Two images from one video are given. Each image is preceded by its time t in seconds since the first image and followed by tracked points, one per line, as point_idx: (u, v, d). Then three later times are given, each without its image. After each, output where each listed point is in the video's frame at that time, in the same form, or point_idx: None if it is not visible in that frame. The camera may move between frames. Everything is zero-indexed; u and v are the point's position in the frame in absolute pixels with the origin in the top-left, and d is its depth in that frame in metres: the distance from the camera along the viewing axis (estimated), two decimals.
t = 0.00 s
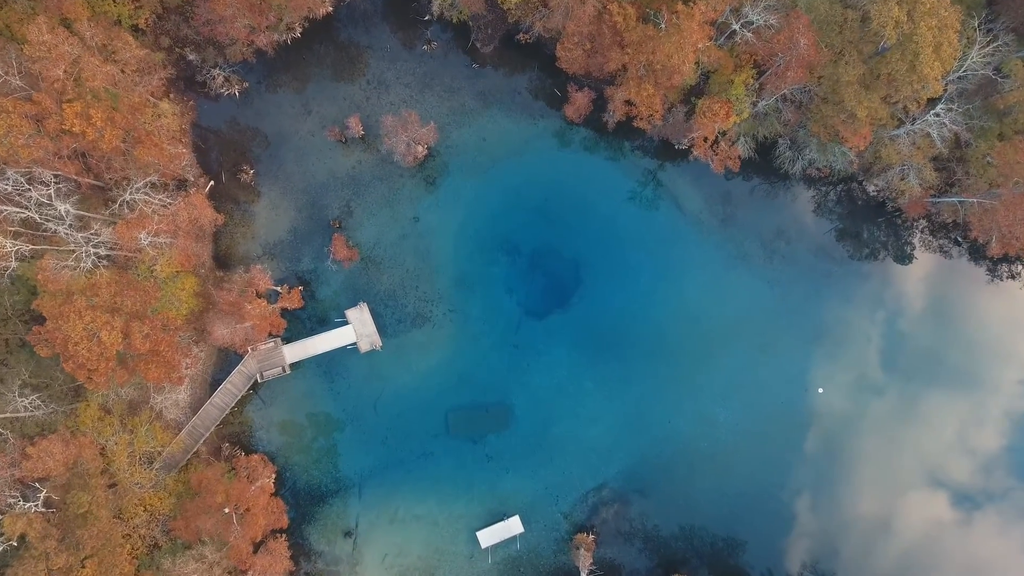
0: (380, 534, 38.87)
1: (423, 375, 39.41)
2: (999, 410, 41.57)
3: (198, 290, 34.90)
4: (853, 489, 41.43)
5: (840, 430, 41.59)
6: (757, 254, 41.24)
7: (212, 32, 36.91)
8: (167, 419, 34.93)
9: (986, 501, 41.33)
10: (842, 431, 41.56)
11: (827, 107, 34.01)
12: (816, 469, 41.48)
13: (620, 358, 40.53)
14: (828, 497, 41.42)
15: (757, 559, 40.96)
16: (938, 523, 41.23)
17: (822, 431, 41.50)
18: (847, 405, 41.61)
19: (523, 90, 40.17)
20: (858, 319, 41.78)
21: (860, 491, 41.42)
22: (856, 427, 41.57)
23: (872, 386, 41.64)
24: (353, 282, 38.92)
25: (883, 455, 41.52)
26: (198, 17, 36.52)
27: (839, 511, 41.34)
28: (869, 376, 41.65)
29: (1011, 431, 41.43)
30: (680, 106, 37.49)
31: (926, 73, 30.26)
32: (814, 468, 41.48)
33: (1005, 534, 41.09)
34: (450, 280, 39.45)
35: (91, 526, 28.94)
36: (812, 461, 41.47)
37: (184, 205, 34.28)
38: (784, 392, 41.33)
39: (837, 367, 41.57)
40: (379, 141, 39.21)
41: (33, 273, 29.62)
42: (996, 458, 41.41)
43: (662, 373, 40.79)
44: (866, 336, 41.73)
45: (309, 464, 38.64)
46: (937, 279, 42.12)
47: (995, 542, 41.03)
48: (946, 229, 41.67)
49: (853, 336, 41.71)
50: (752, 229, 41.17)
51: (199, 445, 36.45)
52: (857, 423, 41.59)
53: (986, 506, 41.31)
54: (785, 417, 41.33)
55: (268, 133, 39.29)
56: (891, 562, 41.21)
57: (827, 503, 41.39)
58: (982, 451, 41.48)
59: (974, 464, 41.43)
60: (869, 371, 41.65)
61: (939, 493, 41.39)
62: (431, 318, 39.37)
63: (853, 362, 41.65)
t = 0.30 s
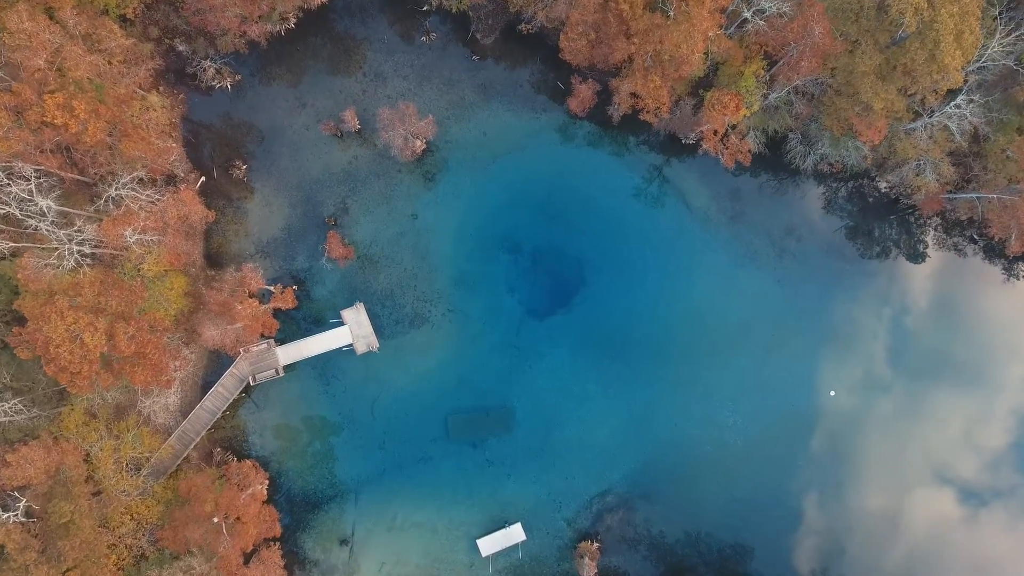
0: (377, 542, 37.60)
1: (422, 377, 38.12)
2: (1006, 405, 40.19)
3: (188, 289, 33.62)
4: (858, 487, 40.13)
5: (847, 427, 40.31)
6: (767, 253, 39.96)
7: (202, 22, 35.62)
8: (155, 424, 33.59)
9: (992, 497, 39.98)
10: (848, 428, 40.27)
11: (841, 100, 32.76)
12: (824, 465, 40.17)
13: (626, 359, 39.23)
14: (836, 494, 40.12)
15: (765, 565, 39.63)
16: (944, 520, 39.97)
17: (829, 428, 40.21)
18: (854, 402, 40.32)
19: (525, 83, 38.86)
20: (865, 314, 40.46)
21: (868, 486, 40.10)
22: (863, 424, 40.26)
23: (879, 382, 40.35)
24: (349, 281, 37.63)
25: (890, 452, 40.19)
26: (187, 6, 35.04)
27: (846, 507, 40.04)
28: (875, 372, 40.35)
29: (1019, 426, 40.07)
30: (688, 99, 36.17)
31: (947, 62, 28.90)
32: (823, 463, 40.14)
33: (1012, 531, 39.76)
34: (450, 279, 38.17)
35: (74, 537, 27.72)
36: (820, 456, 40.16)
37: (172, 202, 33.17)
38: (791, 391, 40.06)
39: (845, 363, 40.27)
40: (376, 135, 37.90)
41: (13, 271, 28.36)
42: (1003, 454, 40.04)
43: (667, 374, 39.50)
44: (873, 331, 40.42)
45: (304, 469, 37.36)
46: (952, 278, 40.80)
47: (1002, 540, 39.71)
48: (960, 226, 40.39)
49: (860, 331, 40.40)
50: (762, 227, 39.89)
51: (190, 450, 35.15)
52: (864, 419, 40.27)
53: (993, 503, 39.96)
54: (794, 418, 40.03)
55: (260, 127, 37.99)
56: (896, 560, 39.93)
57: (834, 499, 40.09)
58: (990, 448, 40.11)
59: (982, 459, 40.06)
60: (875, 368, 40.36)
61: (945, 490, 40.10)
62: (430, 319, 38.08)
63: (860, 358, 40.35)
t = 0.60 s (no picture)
0: (373, 552, 36.14)
1: (419, 381, 36.65)
2: (1015, 401, 38.71)
3: (173, 289, 32.17)
4: (865, 485, 38.56)
5: (855, 425, 38.75)
6: (780, 253, 38.47)
7: (190, 10, 34.17)
8: (139, 430, 32.11)
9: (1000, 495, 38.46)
10: (856, 428, 38.69)
11: (858, 90, 31.34)
12: (831, 463, 38.64)
13: (632, 362, 37.76)
14: (843, 492, 38.57)
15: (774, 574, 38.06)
16: (951, 518, 38.39)
17: (837, 427, 38.67)
18: (862, 400, 38.73)
19: (527, 75, 37.40)
20: (873, 313, 38.98)
21: (876, 482, 38.58)
22: (871, 423, 38.68)
23: (886, 380, 38.81)
24: (344, 280, 36.16)
25: (898, 450, 38.65)
26: None
27: (854, 505, 38.50)
28: (882, 369, 38.82)
29: None
30: (697, 91, 34.71)
31: (972, 49, 27.49)
32: (830, 461, 38.64)
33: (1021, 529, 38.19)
34: (449, 279, 36.69)
35: (50, 552, 26.43)
36: (827, 454, 38.64)
37: (156, 198, 31.70)
38: (800, 393, 38.55)
39: (852, 360, 38.77)
40: (372, 129, 36.44)
41: None
42: (1012, 451, 38.52)
43: (674, 376, 38.03)
44: (880, 329, 38.91)
45: (296, 476, 35.88)
46: (966, 278, 39.31)
47: (1012, 538, 38.11)
48: (977, 224, 38.87)
49: (868, 330, 38.90)
50: (773, 225, 38.42)
51: (177, 456, 33.74)
52: (871, 418, 38.71)
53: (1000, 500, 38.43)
54: (802, 420, 38.52)
55: (252, 120, 36.54)
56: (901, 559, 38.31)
57: (842, 498, 38.55)
58: (999, 445, 38.56)
59: (990, 455, 38.58)
60: (883, 366, 38.84)
61: (952, 488, 38.53)
62: (428, 320, 36.62)
63: (867, 354, 38.83)
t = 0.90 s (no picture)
0: (368, 562, 34.63)
1: (416, 384, 35.16)
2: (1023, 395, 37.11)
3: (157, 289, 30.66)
4: (872, 482, 37.03)
5: (862, 422, 37.17)
6: (791, 251, 37.00)
7: None
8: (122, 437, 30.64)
9: (1007, 492, 36.85)
10: (863, 426, 37.14)
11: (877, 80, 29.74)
12: (837, 459, 37.10)
13: (638, 364, 36.28)
14: (850, 489, 37.03)
15: None
16: (957, 515, 36.80)
17: (843, 425, 37.14)
18: (869, 397, 37.19)
19: (529, 66, 35.88)
20: (881, 309, 37.42)
21: (883, 478, 37.03)
22: (878, 422, 37.12)
23: (893, 377, 37.24)
24: (338, 280, 34.63)
25: (904, 446, 37.08)
26: None
27: (863, 502, 36.96)
28: (889, 366, 37.27)
29: None
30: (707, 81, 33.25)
31: (999, 33, 26.20)
32: (838, 457, 37.11)
33: None
34: (448, 278, 35.20)
35: (25, 565, 24.99)
36: (834, 450, 37.09)
37: (139, 192, 30.14)
38: (810, 394, 37.05)
39: (859, 357, 37.27)
40: (366, 121, 34.91)
41: None
42: (1019, 447, 36.94)
43: (677, 375, 36.53)
44: (888, 325, 37.37)
45: (287, 483, 34.37)
46: (985, 276, 37.62)
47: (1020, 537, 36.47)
48: (994, 221, 37.37)
49: (876, 329, 37.36)
50: (785, 221, 36.94)
51: (163, 464, 32.31)
52: (879, 416, 37.16)
53: (1008, 497, 36.83)
54: (811, 422, 37.03)
55: (241, 112, 35.02)
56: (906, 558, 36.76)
57: (850, 495, 37.00)
58: (1007, 441, 36.95)
59: (998, 452, 36.96)
60: (891, 362, 37.28)
61: (959, 485, 36.93)
62: (426, 321, 35.12)
63: (874, 350, 37.31)
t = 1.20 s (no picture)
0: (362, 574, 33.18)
1: (412, 387, 33.71)
2: None
3: (139, 287, 29.24)
4: (878, 479, 35.42)
5: (870, 419, 35.57)
6: (804, 249, 35.53)
7: None
8: (102, 444, 29.05)
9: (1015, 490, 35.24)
10: (870, 422, 35.55)
11: (896, 66, 28.73)
12: (843, 456, 35.51)
13: (645, 367, 34.84)
14: (858, 486, 35.44)
15: None
16: (962, 513, 35.20)
17: (849, 423, 35.57)
18: (876, 392, 35.60)
19: (531, 56, 34.42)
20: (889, 302, 35.85)
21: (890, 475, 35.44)
22: (886, 418, 35.54)
23: (901, 373, 35.65)
24: (331, 278, 33.17)
25: (912, 443, 35.48)
26: None
27: (871, 499, 35.37)
28: (898, 363, 35.67)
29: None
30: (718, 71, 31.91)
31: None
32: (846, 455, 35.51)
33: None
34: (445, 277, 33.76)
35: None
36: (840, 446, 35.54)
37: (123, 186, 29.02)
38: (821, 395, 35.51)
39: (866, 352, 35.70)
40: (360, 113, 33.47)
41: None
42: None
43: (680, 373, 35.04)
44: (898, 319, 35.79)
45: (278, 491, 32.91)
46: (1003, 274, 35.89)
47: None
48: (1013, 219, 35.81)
49: (882, 328, 35.76)
50: (797, 218, 35.50)
51: (148, 470, 30.88)
52: (887, 414, 35.55)
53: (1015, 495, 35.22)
54: (822, 423, 35.48)
55: (230, 104, 33.55)
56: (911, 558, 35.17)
57: (857, 493, 35.41)
58: (1015, 438, 35.33)
59: (1005, 449, 35.35)
60: (900, 357, 35.67)
61: (965, 482, 35.35)
62: (423, 322, 33.66)
63: (881, 347, 35.71)
